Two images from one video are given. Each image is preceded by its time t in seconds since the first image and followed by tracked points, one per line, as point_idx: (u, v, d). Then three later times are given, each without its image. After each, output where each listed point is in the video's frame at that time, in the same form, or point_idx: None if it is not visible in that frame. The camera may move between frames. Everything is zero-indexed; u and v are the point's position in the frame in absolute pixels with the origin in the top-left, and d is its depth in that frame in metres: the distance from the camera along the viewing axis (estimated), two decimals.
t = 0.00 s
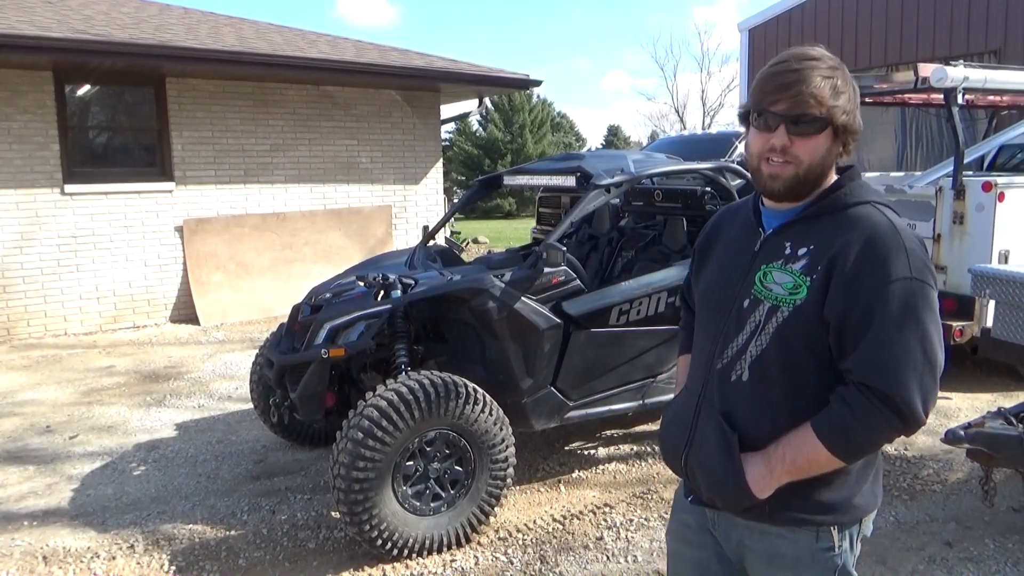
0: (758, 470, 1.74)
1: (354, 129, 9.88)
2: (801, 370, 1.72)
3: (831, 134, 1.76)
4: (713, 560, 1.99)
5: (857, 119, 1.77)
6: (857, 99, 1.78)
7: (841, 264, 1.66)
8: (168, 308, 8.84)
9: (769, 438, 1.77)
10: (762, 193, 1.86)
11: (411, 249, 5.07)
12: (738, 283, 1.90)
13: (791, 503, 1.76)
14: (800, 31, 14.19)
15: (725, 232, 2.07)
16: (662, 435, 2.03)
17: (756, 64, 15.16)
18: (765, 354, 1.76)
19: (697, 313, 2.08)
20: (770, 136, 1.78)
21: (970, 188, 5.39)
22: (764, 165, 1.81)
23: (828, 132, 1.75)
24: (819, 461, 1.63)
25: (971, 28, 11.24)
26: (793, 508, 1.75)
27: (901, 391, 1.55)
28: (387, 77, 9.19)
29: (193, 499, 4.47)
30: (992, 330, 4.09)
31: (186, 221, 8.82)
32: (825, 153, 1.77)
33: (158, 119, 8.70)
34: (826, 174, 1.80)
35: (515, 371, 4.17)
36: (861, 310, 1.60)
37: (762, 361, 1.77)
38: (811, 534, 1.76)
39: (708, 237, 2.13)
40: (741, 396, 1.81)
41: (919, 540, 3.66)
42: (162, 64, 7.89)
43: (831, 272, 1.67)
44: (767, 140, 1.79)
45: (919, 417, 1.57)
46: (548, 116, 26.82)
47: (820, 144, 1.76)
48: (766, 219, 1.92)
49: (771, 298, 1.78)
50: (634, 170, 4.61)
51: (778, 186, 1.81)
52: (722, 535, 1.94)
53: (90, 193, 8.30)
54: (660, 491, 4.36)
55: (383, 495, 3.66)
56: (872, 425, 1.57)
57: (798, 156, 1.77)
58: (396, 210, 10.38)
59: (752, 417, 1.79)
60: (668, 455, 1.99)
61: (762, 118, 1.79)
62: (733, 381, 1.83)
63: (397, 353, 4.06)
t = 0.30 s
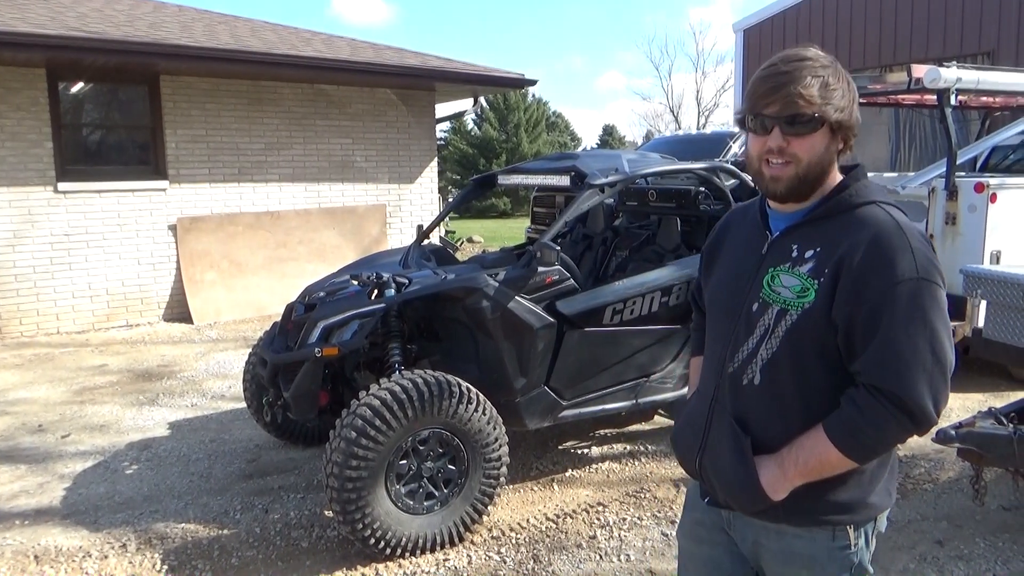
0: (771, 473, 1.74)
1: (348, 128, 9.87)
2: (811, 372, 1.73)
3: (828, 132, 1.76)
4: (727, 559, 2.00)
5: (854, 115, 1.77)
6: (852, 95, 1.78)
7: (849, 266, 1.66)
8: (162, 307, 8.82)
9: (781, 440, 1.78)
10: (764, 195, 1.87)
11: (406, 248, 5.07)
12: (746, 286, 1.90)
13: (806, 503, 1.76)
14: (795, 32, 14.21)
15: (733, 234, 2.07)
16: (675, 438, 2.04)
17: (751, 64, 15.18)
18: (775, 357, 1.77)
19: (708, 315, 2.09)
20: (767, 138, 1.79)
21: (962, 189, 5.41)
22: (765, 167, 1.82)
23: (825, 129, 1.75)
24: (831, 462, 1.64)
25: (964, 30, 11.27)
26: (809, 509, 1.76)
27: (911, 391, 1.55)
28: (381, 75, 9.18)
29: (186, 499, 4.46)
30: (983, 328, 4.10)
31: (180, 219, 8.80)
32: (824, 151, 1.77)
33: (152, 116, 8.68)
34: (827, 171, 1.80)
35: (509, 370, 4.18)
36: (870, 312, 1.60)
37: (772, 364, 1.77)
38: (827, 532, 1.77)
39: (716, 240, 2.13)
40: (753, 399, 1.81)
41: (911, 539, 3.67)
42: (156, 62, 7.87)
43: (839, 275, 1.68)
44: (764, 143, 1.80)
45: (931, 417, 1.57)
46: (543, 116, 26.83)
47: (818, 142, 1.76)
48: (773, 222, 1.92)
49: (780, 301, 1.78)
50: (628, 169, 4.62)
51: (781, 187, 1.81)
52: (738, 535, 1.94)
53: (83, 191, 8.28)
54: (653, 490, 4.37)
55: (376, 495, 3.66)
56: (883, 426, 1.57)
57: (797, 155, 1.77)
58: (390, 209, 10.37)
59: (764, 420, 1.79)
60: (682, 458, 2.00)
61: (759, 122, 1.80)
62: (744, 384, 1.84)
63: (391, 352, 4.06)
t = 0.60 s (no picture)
0: (768, 470, 1.75)
1: (336, 126, 9.83)
2: (808, 370, 1.74)
3: (805, 129, 1.75)
4: (717, 554, 2.01)
5: (835, 110, 1.75)
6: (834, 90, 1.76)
7: (847, 264, 1.66)
8: (147, 305, 8.77)
9: (777, 437, 1.78)
10: (751, 193, 1.88)
11: (394, 246, 5.06)
12: (744, 284, 1.91)
13: (800, 499, 1.77)
14: (784, 32, 14.27)
15: (730, 232, 2.07)
16: (671, 434, 2.04)
17: (739, 64, 15.22)
18: (773, 354, 1.77)
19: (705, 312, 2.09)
20: (745, 140, 1.80)
21: (947, 189, 5.45)
22: (747, 167, 1.83)
23: (801, 127, 1.75)
24: (827, 459, 1.65)
25: (951, 32, 11.35)
26: (803, 505, 1.77)
27: (907, 390, 1.56)
28: (370, 73, 9.15)
29: (171, 497, 4.44)
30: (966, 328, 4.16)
31: (166, 216, 8.74)
32: (803, 148, 1.77)
33: (138, 112, 8.61)
34: (810, 168, 1.79)
35: (497, 368, 4.17)
36: (867, 310, 1.61)
37: (769, 361, 1.78)
38: (821, 528, 1.78)
39: (713, 238, 2.13)
40: (750, 396, 1.82)
41: (894, 536, 3.70)
42: (142, 58, 7.82)
43: (836, 272, 1.68)
44: (743, 143, 1.82)
45: (926, 414, 1.58)
46: (532, 114, 26.83)
47: (795, 140, 1.76)
48: (772, 221, 1.93)
49: (777, 299, 1.79)
50: (616, 168, 4.63)
51: (764, 187, 1.82)
52: (731, 530, 1.95)
53: (68, 187, 8.21)
54: (640, 487, 4.38)
55: (363, 492, 3.65)
56: (880, 422, 1.58)
57: (775, 154, 1.78)
58: (378, 207, 10.34)
59: (761, 417, 1.80)
60: (678, 454, 2.00)
61: (738, 123, 1.82)
62: (741, 381, 1.84)
63: (378, 350, 4.04)
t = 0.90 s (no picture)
0: (759, 467, 1.75)
1: (327, 124, 9.80)
2: (800, 369, 1.74)
3: (754, 128, 1.77)
4: (707, 551, 2.02)
5: (786, 106, 1.75)
6: (791, 86, 1.75)
7: (840, 263, 1.67)
8: (136, 304, 8.72)
9: (769, 435, 1.79)
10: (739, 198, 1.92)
11: (384, 245, 5.06)
12: (738, 282, 1.91)
13: (790, 496, 1.78)
14: (774, 32, 14.32)
15: (725, 230, 2.08)
16: (663, 431, 2.05)
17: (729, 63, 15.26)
18: (765, 352, 1.78)
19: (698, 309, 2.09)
20: (710, 145, 1.87)
21: (935, 188, 5.48)
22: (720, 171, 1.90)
23: (750, 126, 1.78)
24: (818, 458, 1.65)
25: (940, 32, 11.41)
26: (794, 504, 1.77)
27: (899, 390, 1.57)
28: (360, 71, 9.12)
29: (160, 497, 4.41)
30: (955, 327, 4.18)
31: (155, 215, 8.70)
32: (756, 146, 1.79)
33: (127, 110, 8.57)
34: (771, 166, 1.80)
35: (487, 366, 4.17)
36: (860, 309, 1.62)
37: (762, 359, 1.79)
38: (811, 526, 1.78)
39: (707, 235, 2.14)
40: (743, 394, 1.82)
41: (883, 533, 3.72)
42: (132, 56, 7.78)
43: (829, 271, 1.69)
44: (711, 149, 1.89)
45: (917, 414, 1.58)
46: (523, 113, 26.83)
47: (746, 140, 1.79)
48: (765, 218, 1.92)
49: (770, 297, 1.79)
50: (606, 168, 4.60)
51: (733, 188, 1.87)
52: (721, 527, 1.96)
53: (56, 185, 8.16)
54: (630, 486, 4.39)
55: (354, 492, 3.64)
56: (871, 422, 1.59)
57: (732, 155, 1.82)
58: (369, 206, 10.32)
59: (754, 414, 1.80)
60: (670, 451, 2.00)
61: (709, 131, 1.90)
62: (733, 379, 1.85)
63: (368, 349, 4.04)
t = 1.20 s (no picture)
0: (744, 465, 1.76)
1: (317, 124, 9.78)
2: (785, 367, 1.75)
3: (742, 122, 1.78)
4: (696, 550, 2.03)
5: (773, 101, 1.75)
6: (779, 82, 1.76)
7: (823, 261, 1.68)
8: (124, 304, 8.68)
9: (755, 433, 1.80)
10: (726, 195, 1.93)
11: (375, 245, 5.05)
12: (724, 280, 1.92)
13: (776, 494, 1.78)
14: (763, 32, 14.37)
15: (712, 230, 2.08)
16: (651, 429, 2.05)
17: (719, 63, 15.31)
18: (750, 350, 1.78)
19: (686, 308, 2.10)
20: (699, 140, 1.89)
21: (922, 187, 5.51)
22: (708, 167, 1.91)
23: (737, 120, 1.78)
24: (802, 455, 1.66)
25: (927, 31, 11.47)
26: (781, 502, 1.78)
27: (882, 387, 1.58)
28: (350, 70, 9.11)
29: (149, 498, 4.40)
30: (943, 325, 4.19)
31: (143, 214, 8.66)
32: (743, 141, 1.79)
33: (115, 109, 8.53)
34: (757, 161, 1.81)
35: (477, 366, 4.17)
36: (842, 307, 1.63)
37: (747, 358, 1.79)
38: (798, 523, 1.79)
39: (695, 235, 2.14)
40: (728, 392, 1.83)
41: (871, 530, 3.74)
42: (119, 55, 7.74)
43: (812, 269, 1.69)
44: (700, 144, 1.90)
45: (899, 411, 1.59)
46: (514, 113, 26.83)
47: (733, 134, 1.80)
48: (751, 217, 1.93)
49: (755, 296, 1.80)
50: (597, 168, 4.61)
51: (721, 183, 1.88)
52: (709, 526, 1.96)
53: (43, 185, 8.11)
54: (620, 485, 4.40)
55: (343, 492, 3.64)
56: (853, 419, 1.60)
57: (720, 149, 1.83)
58: (359, 205, 10.29)
59: (739, 413, 1.81)
60: (657, 449, 2.01)
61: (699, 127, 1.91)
62: (719, 377, 1.85)
63: (359, 349, 4.03)
